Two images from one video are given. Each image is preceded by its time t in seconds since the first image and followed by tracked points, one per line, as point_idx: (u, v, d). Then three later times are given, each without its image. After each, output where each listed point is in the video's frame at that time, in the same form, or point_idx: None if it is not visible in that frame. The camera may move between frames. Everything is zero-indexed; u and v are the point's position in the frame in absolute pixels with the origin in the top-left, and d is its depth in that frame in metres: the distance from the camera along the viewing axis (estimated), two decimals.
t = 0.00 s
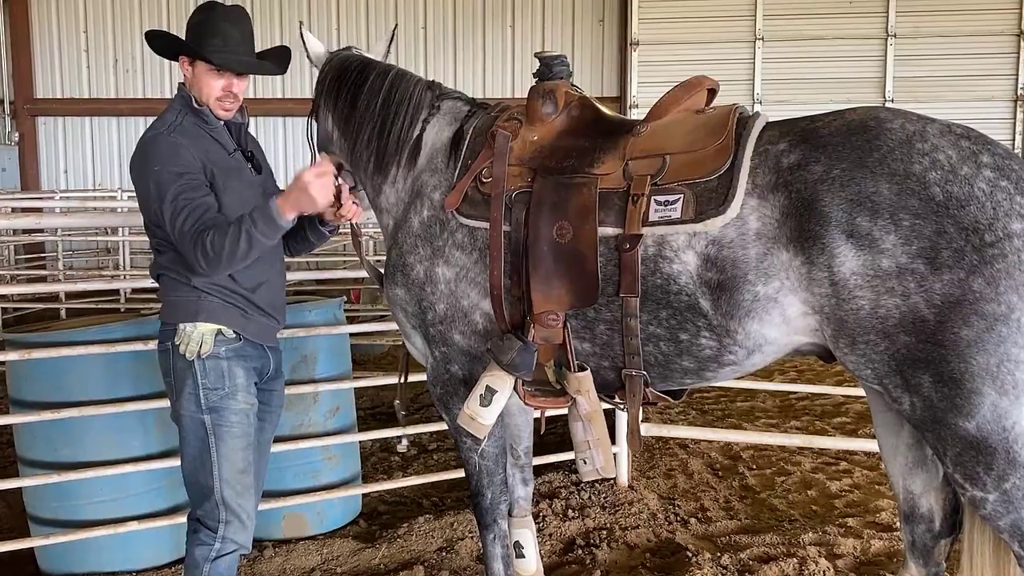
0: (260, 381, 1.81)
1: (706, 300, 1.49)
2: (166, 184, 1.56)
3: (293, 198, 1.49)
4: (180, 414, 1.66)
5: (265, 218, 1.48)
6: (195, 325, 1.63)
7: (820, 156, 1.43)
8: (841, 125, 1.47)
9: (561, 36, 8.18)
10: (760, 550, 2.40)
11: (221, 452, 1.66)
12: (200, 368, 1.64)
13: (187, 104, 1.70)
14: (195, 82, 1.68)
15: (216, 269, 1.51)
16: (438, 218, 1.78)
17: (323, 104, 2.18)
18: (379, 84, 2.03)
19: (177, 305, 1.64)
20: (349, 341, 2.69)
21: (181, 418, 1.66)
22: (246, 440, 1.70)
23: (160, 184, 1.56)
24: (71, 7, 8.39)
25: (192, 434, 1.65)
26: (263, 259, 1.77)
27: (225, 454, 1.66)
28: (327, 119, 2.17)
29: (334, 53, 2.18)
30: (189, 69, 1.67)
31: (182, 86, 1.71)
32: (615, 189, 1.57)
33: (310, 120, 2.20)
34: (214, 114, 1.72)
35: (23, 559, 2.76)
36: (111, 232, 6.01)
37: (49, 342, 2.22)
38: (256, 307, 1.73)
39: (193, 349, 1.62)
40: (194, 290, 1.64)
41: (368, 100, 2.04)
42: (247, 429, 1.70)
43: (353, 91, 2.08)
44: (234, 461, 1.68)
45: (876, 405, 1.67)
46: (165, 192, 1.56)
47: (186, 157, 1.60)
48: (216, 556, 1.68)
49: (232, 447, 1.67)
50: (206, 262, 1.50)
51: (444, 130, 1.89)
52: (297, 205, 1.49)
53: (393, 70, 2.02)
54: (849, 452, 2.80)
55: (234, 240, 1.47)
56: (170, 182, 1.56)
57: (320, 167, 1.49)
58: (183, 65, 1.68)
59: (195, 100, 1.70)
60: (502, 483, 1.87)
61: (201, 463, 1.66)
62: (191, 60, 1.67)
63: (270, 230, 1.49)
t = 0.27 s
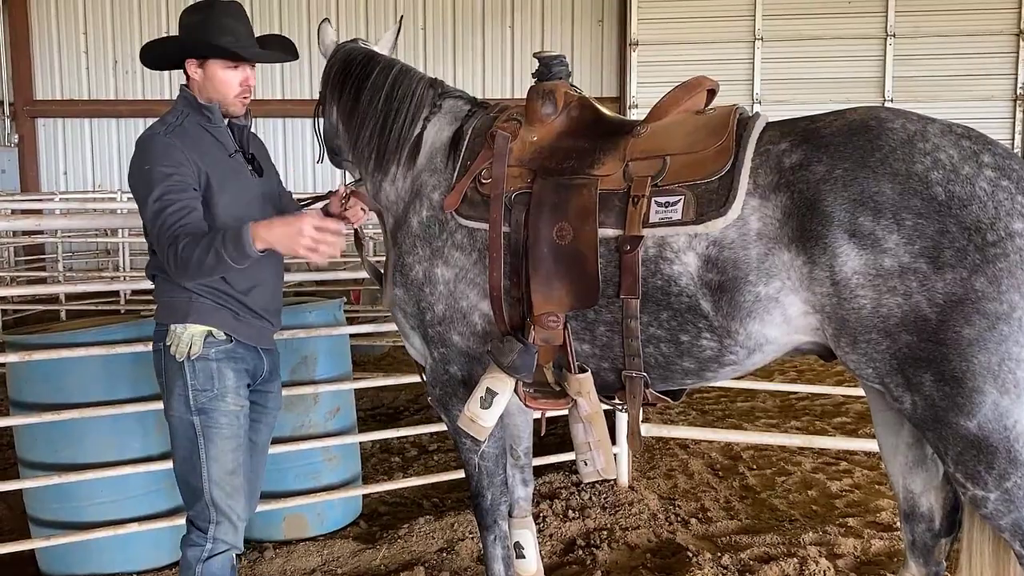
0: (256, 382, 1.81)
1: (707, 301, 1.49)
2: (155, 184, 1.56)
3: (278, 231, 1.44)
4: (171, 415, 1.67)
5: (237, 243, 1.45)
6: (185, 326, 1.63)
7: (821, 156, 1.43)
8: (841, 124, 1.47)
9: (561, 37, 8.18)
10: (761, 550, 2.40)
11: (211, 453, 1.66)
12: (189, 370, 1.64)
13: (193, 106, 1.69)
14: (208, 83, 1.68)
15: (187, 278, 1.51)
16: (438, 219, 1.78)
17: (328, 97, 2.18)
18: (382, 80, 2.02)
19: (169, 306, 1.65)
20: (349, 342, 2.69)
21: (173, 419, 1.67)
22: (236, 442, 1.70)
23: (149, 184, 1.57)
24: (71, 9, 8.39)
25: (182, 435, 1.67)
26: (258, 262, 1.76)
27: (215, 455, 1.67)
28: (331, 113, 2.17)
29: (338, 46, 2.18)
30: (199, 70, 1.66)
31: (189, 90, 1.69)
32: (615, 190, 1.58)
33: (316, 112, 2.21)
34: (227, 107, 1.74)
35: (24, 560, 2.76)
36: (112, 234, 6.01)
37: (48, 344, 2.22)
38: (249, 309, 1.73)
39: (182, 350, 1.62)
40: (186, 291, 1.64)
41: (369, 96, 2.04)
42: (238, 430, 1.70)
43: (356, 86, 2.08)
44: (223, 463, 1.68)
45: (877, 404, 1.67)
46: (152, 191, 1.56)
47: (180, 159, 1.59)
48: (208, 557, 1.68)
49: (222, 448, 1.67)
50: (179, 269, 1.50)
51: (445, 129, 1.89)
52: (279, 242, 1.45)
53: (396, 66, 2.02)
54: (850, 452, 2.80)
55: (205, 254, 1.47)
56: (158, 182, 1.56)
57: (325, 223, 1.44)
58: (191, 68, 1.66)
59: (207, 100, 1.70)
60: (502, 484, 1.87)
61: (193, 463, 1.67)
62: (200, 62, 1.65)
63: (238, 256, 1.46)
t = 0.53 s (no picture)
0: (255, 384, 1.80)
1: (707, 303, 1.49)
2: (156, 188, 1.57)
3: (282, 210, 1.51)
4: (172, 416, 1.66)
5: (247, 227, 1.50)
6: (187, 327, 1.62)
7: (820, 157, 1.43)
8: (840, 125, 1.48)
9: (560, 37, 8.18)
10: (760, 549, 2.40)
11: (212, 454, 1.66)
12: (191, 371, 1.63)
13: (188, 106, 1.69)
14: (202, 80, 1.66)
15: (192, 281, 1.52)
16: (437, 221, 1.78)
17: (322, 96, 2.17)
18: (378, 79, 2.01)
19: (170, 307, 1.64)
20: (348, 342, 2.69)
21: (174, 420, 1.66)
22: (237, 443, 1.70)
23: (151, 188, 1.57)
24: (69, 10, 8.38)
25: (184, 436, 1.66)
26: (258, 262, 1.77)
27: (216, 456, 1.66)
28: (325, 111, 2.15)
29: (333, 43, 2.17)
30: (192, 68, 1.65)
31: (184, 91, 1.69)
32: (616, 192, 1.58)
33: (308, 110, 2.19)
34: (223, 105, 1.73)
35: (23, 562, 2.76)
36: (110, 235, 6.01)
37: (47, 345, 2.21)
38: (250, 309, 1.73)
39: (184, 351, 1.62)
40: (187, 292, 1.64)
41: (364, 94, 2.03)
42: (240, 432, 1.70)
43: (350, 84, 2.07)
44: (225, 464, 1.67)
45: (875, 404, 1.67)
46: (155, 195, 1.57)
47: (178, 163, 1.59)
48: (208, 558, 1.68)
49: (223, 450, 1.67)
50: (184, 274, 1.51)
51: (442, 130, 1.89)
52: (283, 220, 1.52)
53: (392, 64, 2.01)
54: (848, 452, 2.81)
55: (213, 254, 1.48)
56: (160, 186, 1.57)
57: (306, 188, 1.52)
58: (185, 67, 1.66)
59: (203, 99, 1.69)
60: (502, 485, 1.87)
61: (193, 464, 1.67)
62: (193, 60, 1.65)
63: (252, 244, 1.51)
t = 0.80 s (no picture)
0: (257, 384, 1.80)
1: (707, 304, 1.49)
2: (168, 189, 1.56)
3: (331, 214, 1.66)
4: (176, 417, 1.66)
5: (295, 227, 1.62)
6: (191, 328, 1.62)
7: (820, 157, 1.43)
8: (840, 125, 1.48)
9: (558, 37, 8.18)
10: (758, 549, 2.41)
11: (217, 455, 1.66)
12: (196, 372, 1.63)
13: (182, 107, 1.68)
14: (188, 82, 1.67)
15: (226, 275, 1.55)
16: (434, 221, 1.78)
17: (318, 93, 2.15)
18: (375, 78, 2.01)
19: (173, 308, 1.64)
20: (345, 343, 2.69)
21: (178, 421, 1.66)
22: (242, 443, 1.70)
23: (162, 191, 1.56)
24: (67, 10, 8.36)
25: (189, 437, 1.66)
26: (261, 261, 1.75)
27: (221, 456, 1.66)
28: (321, 109, 2.14)
29: (330, 41, 2.16)
30: (177, 70, 1.65)
31: (172, 91, 1.68)
32: (616, 192, 1.58)
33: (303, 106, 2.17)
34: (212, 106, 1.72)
35: (20, 563, 2.75)
36: (108, 236, 6.00)
37: (44, 346, 2.20)
38: (253, 310, 1.72)
39: (188, 352, 1.61)
40: (191, 293, 1.63)
41: (362, 93, 2.02)
42: (244, 432, 1.70)
43: (348, 82, 2.06)
44: (230, 465, 1.68)
45: (874, 404, 1.67)
46: (169, 197, 1.55)
47: (186, 163, 1.59)
48: (212, 560, 1.68)
49: (227, 451, 1.67)
50: (218, 269, 1.54)
51: (440, 130, 1.88)
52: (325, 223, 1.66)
53: (390, 64, 2.00)
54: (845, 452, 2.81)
55: (259, 248, 1.56)
56: (173, 188, 1.56)
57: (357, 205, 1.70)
58: (169, 69, 1.66)
59: (191, 100, 1.68)
60: (500, 486, 1.87)
61: (198, 465, 1.67)
62: (177, 62, 1.65)
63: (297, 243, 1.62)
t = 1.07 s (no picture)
0: (257, 381, 1.80)
1: (706, 303, 1.50)
2: (176, 174, 1.53)
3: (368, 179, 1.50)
4: (188, 416, 1.66)
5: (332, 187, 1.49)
6: (190, 326, 1.62)
7: (821, 156, 1.44)
8: (839, 124, 1.49)
9: (556, 37, 8.18)
10: (756, 549, 2.41)
11: (236, 447, 1.65)
12: (200, 368, 1.63)
13: (178, 106, 1.67)
14: (180, 83, 1.66)
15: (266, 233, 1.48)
16: (432, 221, 1.78)
17: (314, 93, 2.14)
18: (372, 78, 2.00)
19: (172, 308, 1.63)
20: (343, 343, 2.69)
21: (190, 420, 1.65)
22: (258, 434, 1.70)
23: (170, 177, 1.54)
24: (64, 9, 8.34)
25: (203, 434, 1.65)
26: (258, 258, 1.74)
27: (240, 447, 1.66)
28: (318, 109, 2.13)
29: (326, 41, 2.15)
30: (169, 72, 1.65)
31: (166, 92, 1.68)
32: (615, 192, 1.58)
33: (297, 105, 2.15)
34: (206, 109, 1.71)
35: (17, 564, 2.74)
36: (107, 236, 5.99)
37: (42, 346, 2.20)
38: (251, 308, 1.71)
39: (188, 350, 1.61)
40: (188, 292, 1.63)
41: (359, 92, 2.01)
42: (258, 422, 1.70)
43: (344, 82, 2.05)
44: (250, 454, 1.67)
45: (872, 403, 1.67)
46: (180, 180, 1.53)
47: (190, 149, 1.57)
48: (240, 552, 1.68)
49: (247, 440, 1.67)
50: (255, 226, 1.47)
51: (437, 129, 1.88)
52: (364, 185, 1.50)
53: (386, 63, 1.99)
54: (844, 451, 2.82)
55: (295, 203, 1.48)
56: (181, 171, 1.53)
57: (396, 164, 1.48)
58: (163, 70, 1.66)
59: (185, 101, 1.67)
60: (499, 486, 1.87)
61: (218, 461, 1.66)
62: (170, 63, 1.64)
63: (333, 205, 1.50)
